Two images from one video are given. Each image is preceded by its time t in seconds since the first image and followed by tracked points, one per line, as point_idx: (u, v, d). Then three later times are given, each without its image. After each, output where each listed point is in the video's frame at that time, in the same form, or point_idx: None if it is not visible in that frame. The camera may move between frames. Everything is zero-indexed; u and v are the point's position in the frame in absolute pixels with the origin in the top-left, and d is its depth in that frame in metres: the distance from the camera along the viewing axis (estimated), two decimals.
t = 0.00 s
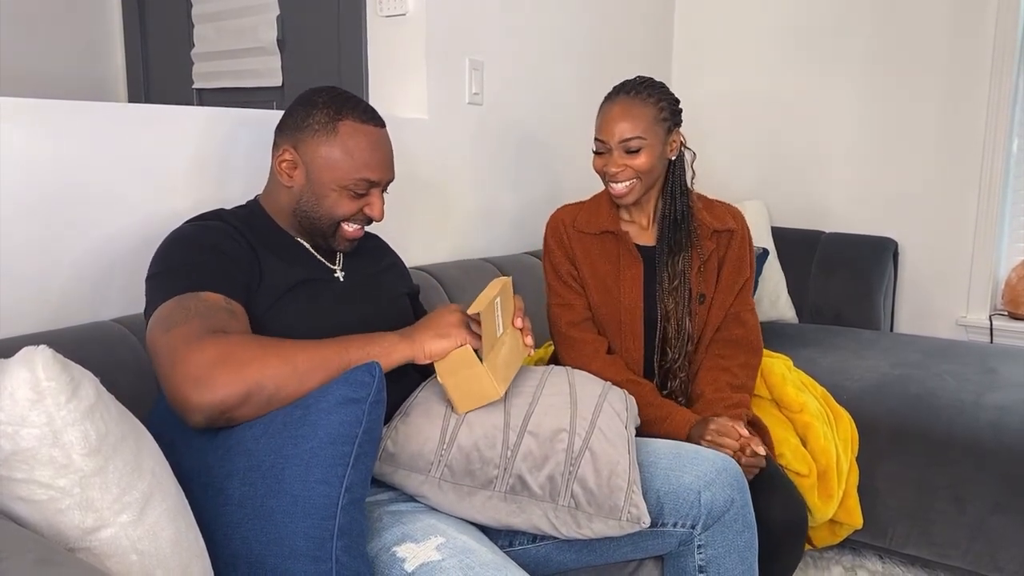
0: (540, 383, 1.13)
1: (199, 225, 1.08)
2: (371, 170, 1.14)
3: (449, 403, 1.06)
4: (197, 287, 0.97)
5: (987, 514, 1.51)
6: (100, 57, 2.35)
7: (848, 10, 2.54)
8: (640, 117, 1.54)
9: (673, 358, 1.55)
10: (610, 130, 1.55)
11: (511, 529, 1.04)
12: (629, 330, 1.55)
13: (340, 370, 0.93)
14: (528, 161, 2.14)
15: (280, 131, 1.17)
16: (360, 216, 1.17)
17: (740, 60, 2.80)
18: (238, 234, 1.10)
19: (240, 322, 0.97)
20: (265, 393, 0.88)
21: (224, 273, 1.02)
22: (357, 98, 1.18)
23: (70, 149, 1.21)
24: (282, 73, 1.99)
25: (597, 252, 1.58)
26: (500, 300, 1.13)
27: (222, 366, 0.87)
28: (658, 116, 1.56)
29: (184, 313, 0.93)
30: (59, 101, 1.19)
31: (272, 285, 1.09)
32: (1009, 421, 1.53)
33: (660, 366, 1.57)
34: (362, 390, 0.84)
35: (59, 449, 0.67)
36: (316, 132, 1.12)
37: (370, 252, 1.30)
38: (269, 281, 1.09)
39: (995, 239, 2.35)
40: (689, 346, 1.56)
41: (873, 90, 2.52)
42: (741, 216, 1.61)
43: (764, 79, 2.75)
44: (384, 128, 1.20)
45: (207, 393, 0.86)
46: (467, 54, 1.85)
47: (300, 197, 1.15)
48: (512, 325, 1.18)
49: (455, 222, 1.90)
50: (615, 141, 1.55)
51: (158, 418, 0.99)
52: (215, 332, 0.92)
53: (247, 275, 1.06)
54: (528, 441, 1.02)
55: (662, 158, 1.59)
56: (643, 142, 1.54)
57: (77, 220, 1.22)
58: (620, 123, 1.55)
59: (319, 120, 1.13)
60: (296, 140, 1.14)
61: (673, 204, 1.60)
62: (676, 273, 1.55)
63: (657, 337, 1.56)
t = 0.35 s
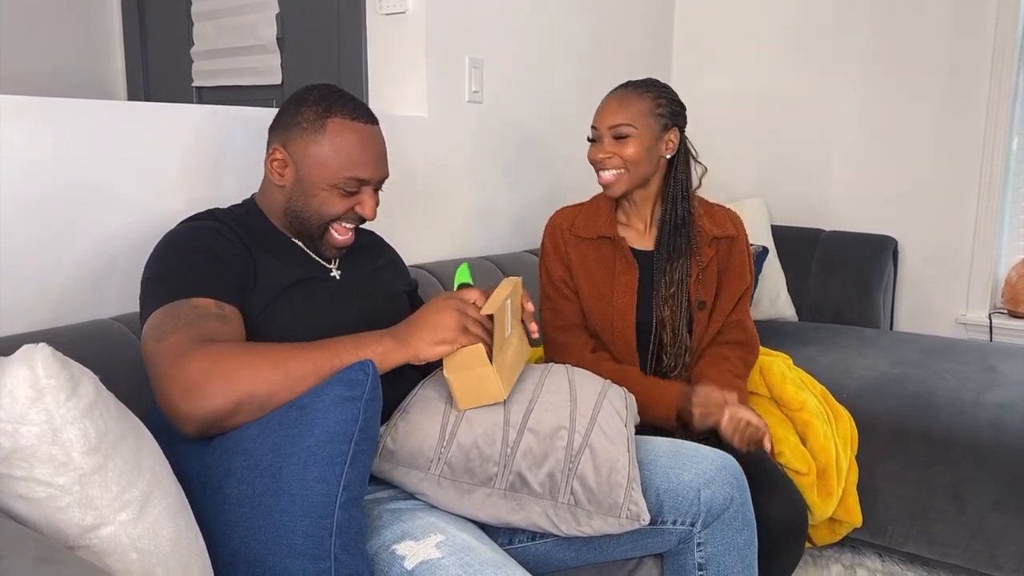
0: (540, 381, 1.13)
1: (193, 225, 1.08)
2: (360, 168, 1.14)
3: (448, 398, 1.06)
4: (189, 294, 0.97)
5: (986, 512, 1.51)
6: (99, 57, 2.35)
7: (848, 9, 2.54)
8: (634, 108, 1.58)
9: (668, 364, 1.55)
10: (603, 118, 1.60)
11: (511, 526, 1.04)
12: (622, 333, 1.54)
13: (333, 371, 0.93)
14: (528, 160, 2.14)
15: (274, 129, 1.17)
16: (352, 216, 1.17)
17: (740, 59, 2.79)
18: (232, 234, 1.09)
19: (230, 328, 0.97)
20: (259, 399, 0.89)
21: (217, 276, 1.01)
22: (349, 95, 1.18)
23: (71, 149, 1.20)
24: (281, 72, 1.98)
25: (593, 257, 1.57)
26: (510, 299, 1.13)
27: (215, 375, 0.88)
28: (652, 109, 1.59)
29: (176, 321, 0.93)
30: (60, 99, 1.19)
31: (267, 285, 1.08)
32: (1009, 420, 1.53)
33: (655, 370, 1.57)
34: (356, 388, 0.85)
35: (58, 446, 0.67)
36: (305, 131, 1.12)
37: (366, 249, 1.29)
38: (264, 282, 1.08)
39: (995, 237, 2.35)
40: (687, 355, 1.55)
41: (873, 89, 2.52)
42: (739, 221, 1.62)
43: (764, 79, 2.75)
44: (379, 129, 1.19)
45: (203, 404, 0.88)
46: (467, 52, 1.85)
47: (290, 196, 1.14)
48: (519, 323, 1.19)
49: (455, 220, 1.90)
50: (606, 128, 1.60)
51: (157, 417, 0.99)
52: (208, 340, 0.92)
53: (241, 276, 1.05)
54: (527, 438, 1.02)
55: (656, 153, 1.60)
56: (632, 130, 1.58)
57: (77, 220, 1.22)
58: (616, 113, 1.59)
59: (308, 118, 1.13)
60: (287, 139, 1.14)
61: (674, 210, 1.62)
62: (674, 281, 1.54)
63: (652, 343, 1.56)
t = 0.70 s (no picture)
0: (540, 380, 1.13)
1: (190, 226, 1.07)
2: (332, 151, 1.12)
3: (449, 392, 1.08)
4: (188, 299, 0.97)
5: (986, 510, 1.51)
6: (99, 56, 2.35)
7: (847, 8, 2.54)
8: (630, 111, 1.55)
9: (670, 349, 1.55)
10: (603, 124, 1.56)
11: (511, 523, 1.04)
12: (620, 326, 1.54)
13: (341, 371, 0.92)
14: (527, 158, 2.14)
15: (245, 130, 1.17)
16: (336, 200, 1.15)
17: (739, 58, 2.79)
18: (228, 234, 1.08)
19: (232, 332, 0.97)
20: (266, 407, 0.89)
21: (216, 278, 1.01)
22: (313, 81, 1.17)
23: (73, 148, 1.21)
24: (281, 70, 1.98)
25: (591, 247, 1.58)
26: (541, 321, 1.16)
27: (220, 382, 0.88)
28: (650, 109, 1.57)
29: (179, 327, 0.93)
30: (63, 98, 1.19)
31: (266, 285, 1.08)
32: (1009, 419, 1.53)
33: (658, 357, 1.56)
34: (360, 391, 0.84)
35: (58, 444, 0.67)
36: (271, 123, 1.11)
37: (361, 244, 1.27)
38: (263, 281, 1.08)
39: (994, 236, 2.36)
40: (686, 334, 1.56)
41: (873, 88, 2.52)
42: (729, 204, 1.65)
43: (763, 78, 2.75)
44: (346, 110, 1.18)
45: (209, 412, 0.88)
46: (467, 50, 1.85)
47: (270, 191, 1.13)
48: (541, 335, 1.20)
49: (455, 219, 1.90)
50: (609, 133, 1.55)
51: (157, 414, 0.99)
52: (213, 348, 0.93)
53: (240, 277, 1.05)
54: (527, 435, 1.02)
55: (654, 151, 1.59)
56: (635, 134, 1.55)
57: (78, 220, 1.22)
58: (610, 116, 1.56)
59: (273, 110, 1.12)
60: (257, 135, 1.13)
61: (668, 198, 1.61)
62: (672, 262, 1.55)
63: (652, 329, 1.56)
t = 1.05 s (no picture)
0: (537, 378, 1.13)
1: (177, 231, 1.06)
2: (311, 145, 1.11)
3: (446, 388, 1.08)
4: (175, 308, 0.97)
5: (984, 509, 1.52)
6: (96, 55, 2.34)
7: (846, 7, 2.54)
8: (629, 112, 1.55)
9: (669, 346, 1.56)
10: (604, 127, 1.56)
11: (509, 522, 1.04)
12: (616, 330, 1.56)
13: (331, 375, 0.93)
14: (526, 157, 2.14)
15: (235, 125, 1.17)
16: (314, 197, 1.12)
17: (738, 57, 2.79)
18: (217, 239, 1.08)
19: (221, 340, 0.97)
20: (260, 417, 0.89)
21: (204, 285, 1.01)
22: (306, 81, 1.17)
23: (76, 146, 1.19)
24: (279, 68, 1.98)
25: (591, 248, 1.57)
26: (539, 311, 1.14)
27: (214, 395, 0.88)
28: (648, 113, 1.57)
29: (168, 340, 0.93)
30: (64, 96, 1.18)
31: (255, 288, 1.08)
32: (1007, 418, 1.53)
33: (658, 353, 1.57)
34: (351, 391, 0.86)
35: (57, 443, 0.67)
36: (255, 116, 1.12)
37: (353, 236, 1.25)
38: (252, 285, 1.08)
39: (992, 235, 2.36)
40: (685, 331, 1.56)
41: (872, 88, 2.52)
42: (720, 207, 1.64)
43: (762, 77, 2.75)
44: (336, 108, 1.17)
45: (206, 427, 0.88)
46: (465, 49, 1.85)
47: (250, 184, 1.13)
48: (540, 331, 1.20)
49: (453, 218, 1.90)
50: (610, 137, 1.55)
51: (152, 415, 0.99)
52: (203, 360, 0.92)
53: (228, 282, 1.05)
54: (525, 433, 1.02)
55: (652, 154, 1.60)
56: (635, 138, 1.55)
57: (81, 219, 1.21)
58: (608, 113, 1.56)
59: (259, 103, 1.12)
60: (242, 128, 1.14)
61: (661, 199, 1.61)
62: (670, 260, 1.56)
63: (652, 327, 1.56)
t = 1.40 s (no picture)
0: (537, 378, 1.13)
1: (176, 232, 1.06)
2: (312, 145, 1.11)
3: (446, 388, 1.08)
4: (174, 308, 0.97)
5: (984, 509, 1.52)
6: (95, 54, 2.34)
7: (845, 7, 2.54)
8: (627, 111, 1.55)
9: (670, 346, 1.56)
10: (604, 126, 1.56)
11: (510, 522, 1.04)
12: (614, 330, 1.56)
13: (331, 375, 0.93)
14: (526, 158, 2.14)
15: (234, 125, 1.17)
16: (314, 197, 1.12)
17: (737, 57, 2.79)
18: (216, 238, 1.08)
19: (220, 340, 0.97)
20: (259, 418, 0.89)
21: (203, 286, 1.01)
22: (306, 80, 1.17)
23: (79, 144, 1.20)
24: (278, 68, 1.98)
25: (591, 248, 1.58)
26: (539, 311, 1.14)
27: (213, 395, 0.88)
28: (648, 113, 1.58)
29: (167, 340, 0.93)
30: (68, 95, 1.18)
31: (254, 288, 1.08)
32: (1006, 418, 1.53)
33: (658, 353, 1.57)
34: (351, 391, 0.86)
35: (57, 443, 0.67)
36: (256, 116, 1.12)
37: (352, 234, 1.25)
38: (251, 285, 1.08)
39: (992, 234, 2.36)
40: (685, 332, 1.56)
41: (872, 88, 2.52)
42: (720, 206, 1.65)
43: (762, 77, 2.75)
44: (336, 107, 1.17)
45: (206, 427, 0.88)
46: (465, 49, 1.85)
47: (251, 184, 1.13)
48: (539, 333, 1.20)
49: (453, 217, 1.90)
50: (610, 137, 1.55)
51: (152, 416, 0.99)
52: (202, 360, 0.92)
53: (228, 283, 1.05)
54: (525, 433, 1.02)
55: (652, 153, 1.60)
56: (634, 137, 1.55)
57: (81, 218, 1.21)
58: (607, 113, 1.56)
59: (259, 103, 1.12)
60: (242, 128, 1.14)
61: (661, 199, 1.61)
62: (670, 260, 1.56)
63: (652, 327, 1.56)
